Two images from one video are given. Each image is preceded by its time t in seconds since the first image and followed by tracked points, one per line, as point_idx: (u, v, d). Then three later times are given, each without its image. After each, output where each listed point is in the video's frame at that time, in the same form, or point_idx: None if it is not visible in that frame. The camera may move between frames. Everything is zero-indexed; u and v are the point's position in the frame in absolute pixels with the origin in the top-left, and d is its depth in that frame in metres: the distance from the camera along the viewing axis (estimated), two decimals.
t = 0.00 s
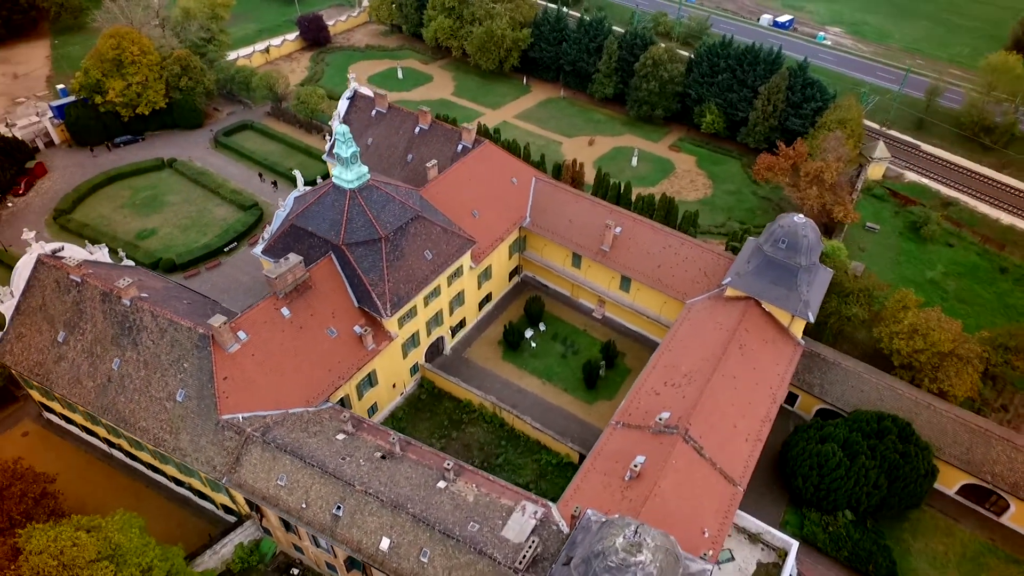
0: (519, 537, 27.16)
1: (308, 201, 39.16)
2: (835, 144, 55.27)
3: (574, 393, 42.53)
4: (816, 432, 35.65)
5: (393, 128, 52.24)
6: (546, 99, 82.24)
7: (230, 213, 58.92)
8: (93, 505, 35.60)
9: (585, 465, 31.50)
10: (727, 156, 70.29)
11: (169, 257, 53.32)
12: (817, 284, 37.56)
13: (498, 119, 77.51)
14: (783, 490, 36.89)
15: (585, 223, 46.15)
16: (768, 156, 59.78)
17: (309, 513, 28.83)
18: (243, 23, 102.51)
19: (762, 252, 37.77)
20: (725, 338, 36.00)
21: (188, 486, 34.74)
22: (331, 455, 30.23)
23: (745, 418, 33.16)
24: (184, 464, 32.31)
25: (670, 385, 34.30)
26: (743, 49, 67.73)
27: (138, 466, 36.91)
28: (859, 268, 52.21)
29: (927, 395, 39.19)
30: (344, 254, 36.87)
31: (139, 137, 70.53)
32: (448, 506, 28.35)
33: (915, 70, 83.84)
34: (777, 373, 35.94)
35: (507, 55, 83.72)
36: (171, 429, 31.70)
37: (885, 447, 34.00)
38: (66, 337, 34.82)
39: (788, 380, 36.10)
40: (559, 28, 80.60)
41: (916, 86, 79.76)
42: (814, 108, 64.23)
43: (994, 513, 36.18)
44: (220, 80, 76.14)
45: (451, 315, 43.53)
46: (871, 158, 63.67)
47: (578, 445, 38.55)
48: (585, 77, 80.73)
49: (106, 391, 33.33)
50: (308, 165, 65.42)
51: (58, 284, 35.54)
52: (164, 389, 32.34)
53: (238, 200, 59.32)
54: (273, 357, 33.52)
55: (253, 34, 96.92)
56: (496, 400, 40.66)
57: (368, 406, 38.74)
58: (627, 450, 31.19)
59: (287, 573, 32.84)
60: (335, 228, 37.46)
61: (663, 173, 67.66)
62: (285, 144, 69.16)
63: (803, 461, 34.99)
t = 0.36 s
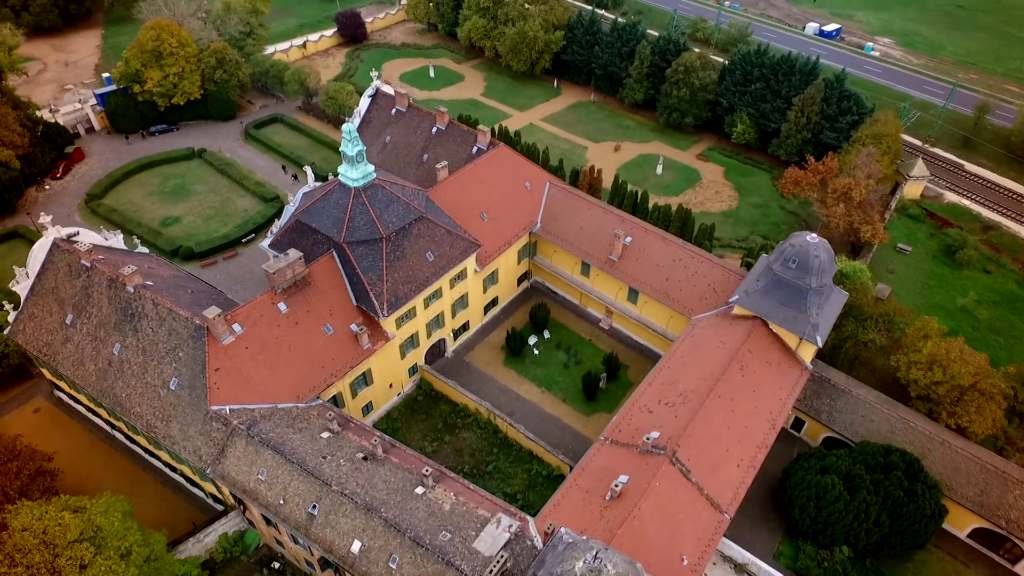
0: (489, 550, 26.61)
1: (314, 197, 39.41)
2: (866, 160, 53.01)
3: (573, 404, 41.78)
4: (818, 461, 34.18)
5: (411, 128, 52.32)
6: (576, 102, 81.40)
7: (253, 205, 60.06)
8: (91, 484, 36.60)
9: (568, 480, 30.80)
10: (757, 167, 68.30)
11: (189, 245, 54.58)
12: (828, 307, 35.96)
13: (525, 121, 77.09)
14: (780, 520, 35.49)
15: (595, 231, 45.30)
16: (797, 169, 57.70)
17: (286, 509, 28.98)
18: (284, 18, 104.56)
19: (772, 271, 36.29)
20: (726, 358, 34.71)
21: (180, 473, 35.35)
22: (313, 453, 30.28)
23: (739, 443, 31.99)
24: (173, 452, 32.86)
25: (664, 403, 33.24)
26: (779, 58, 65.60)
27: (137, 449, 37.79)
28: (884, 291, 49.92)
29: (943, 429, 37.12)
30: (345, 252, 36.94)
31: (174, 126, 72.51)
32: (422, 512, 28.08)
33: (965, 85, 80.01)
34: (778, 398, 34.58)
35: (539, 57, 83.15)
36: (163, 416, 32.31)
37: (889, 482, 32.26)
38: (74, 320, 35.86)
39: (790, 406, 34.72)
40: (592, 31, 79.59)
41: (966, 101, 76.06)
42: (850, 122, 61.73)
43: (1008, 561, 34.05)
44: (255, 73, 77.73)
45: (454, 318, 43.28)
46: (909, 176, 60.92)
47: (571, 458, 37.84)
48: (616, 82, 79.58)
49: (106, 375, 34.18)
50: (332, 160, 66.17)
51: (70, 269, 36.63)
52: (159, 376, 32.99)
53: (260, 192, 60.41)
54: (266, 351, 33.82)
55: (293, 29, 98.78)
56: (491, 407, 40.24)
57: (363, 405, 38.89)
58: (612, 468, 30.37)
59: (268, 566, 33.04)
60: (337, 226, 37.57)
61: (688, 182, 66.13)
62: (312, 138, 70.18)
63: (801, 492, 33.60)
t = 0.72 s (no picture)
0: (458, 560, 26.19)
1: (322, 193, 39.73)
2: (899, 179, 50.52)
3: (571, 415, 41.05)
4: (816, 492, 33.05)
5: (430, 128, 52.36)
6: (607, 107, 80.27)
7: (276, 197, 61.10)
8: (92, 462, 37.67)
9: (549, 494, 30.16)
10: (787, 180, 66.10)
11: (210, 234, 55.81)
12: (837, 330, 34.32)
13: (553, 124, 76.43)
14: (774, 551, 34.16)
15: (606, 240, 44.40)
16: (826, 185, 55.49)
17: (265, 503, 29.23)
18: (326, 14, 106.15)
19: (779, 291, 34.74)
20: (726, 378, 33.44)
21: (175, 458, 36.07)
22: (296, 449, 30.39)
23: (731, 468, 30.84)
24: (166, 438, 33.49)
25: (656, 422, 32.22)
26: (816, 69, 63.30)
27: (138, 432, 38.71)
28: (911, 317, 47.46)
29: (958, 468, 35.06)
30: (346, 249, 37.06)
31: (208, 117, 74.35)
32: (396, 516, 27.86)
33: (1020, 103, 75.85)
34: (777, 423, 33.23)
35: (572, 60, 82.29)
36: (158, 403, 32.98)
37: (890, 521, 30.61)
38: (84, 303, 36.92)
39: (790, 432, 33.33)
40: (627, 35, 78.30)
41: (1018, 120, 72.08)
42: (888, 137, 59.01)
43: None
44: (290, 67, 79.05)
45: (456, 320, 43.03)
46: (948, 197, 57.92)
47: (562, 470, 37.19)
48: (649, 88, 78.17)
49: (109, 358, 35.09)
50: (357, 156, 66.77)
51: (84, 253, 37.72)
52: (157, 363, 33.67)
53: (284, 185, 61.40)
54: (261, 344, 34.14)
55: (333, 25, 100.24)
56: (487, 413, 39.84)
57: (358, 403, 38.98)
58: (594, 485, 29.59)
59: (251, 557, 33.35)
60: (341, 223, 37.68)
61: (714, 193, 64.43)
62: (340, 134, 71.06)
63: (796, 523, 32.26)
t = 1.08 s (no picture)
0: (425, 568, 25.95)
1: (329, 189, 39.90)
2: (932, 199, 48.18)
3: (566, 425, 40.35)
4: (808, 524, 31.89)
5: (447, 128, 52.27)
6: (636, 112, 78.97)
7: (297, 190, 61.99)
8: (94, 442, 38.70)
9: (527, 507, 29.61)
10: (817, 195, 63.82)
11: (230, 224, 56.93)
12: (843, 356, 32.80)
13: (579, 128, 75.57)
14: None
15: (613, 248, 43.54)
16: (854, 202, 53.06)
17: (243, 495, 29.60)
18: (364, 10, 107.28)
19: (784, 311, 33.26)
20: (721, 399, 32.29)
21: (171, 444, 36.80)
22: (278, 443, 30.61)
23: (716, 493, 29.81)
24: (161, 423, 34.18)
25: (644, 439, 31.35)
26: (853, 80, 60.81)
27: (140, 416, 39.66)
28: (931, 345, 45.77)
29: (967, 509, 33.12)
30: (346, 247, 37.20)
31: (240, 109, 75.93)
32: (369, 519, 27.72)
33: None
34: (771, 449, 32.02)
35: (603, 64, 81.21)
36: (153, 388, 33.66)
37: (885, 562, 29.09)
38: (93, 287, 37.95)
39: (784, 459, 32.08)
40: (660, 40, 76.78)
41: None
42: (924, 155, 56.38)
43: None
44: (322, 62, 80.05)
45: (457, 323, 42.79)
46: (987, 220, 54.85)
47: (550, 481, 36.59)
48: (679, 94, 76.54)
49: (112, 342, 35.99)
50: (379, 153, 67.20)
51: (96, 238, 38.78)
52: (155, 350, 34.35)
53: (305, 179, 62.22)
54: (255, 337, 34.45)
55: (370, 22, 101.31)
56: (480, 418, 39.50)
57: (352, 400, 39.08)
58: (573, 501, 28.90)
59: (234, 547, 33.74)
60: (343, 220, 37.75)
61: (738, 205, 62.68)
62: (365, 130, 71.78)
63: (785, 555, 31.01)
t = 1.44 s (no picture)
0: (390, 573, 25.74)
1: (333, 186, 40.02)
2: (959, 220, 46.43)
3: (558, 435, 39.73)
4: (795, 554, 30.69)
5: (461, 128, 52.14)
6: (662, 118, 77.58)
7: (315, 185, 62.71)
8: (95, 424, 39.71)
9: (502, 517, 29.15)
10: (843, 211, 61.62)
11: (247, 216, 57.92)
12: (843, 381, 31.44)
13: (602, 132, 74.61)
14: None
15: (617, 257, 42.71)
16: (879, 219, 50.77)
17: (222, 487, 29.93)
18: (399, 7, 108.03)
19: (783, 332, 31.94)
20: (710, 419, 31.24)
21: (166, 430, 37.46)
22: (260, 437, 30.84)
23: (697, 516, 28.87)
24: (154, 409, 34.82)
25: (627, 455, 30.54)
26: (887, 93, 58.35)
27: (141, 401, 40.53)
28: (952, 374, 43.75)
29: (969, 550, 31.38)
30: (344, 245, 37.31)
31: (269, 102, 77.22)
32: (340, 519, 27.66)
33: None
34: (760, 474, 30.88)
35: (631, 68, 80.01)
36: (148, 375, 34.32)
37: None
38: (101, 272, 38.95)
39: (773, 485, 30.92)
40: (690, 45, 75.19)
41: None
42: (957, 173, 53.75)
43: None
44: (351, 59, 80.82)
45: (455, 325, 42.55)
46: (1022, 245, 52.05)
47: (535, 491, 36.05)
48: (708, 102, 74.88)
49: (114, 327, 36.85)
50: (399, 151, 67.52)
51: (107, 225, 39.78)
52: (152, 337, 35.03)
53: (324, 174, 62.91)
54: (248, 329, 34.79)
55: (404, 19, 101.98)
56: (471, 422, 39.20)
57: (345, 397, 39.19)
58: (546, 515, 28.30)
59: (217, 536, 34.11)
60: (342, 217, 37.86)
61: (759, 217, 60.96)
62: (388, 128, 72.31)
63: None
